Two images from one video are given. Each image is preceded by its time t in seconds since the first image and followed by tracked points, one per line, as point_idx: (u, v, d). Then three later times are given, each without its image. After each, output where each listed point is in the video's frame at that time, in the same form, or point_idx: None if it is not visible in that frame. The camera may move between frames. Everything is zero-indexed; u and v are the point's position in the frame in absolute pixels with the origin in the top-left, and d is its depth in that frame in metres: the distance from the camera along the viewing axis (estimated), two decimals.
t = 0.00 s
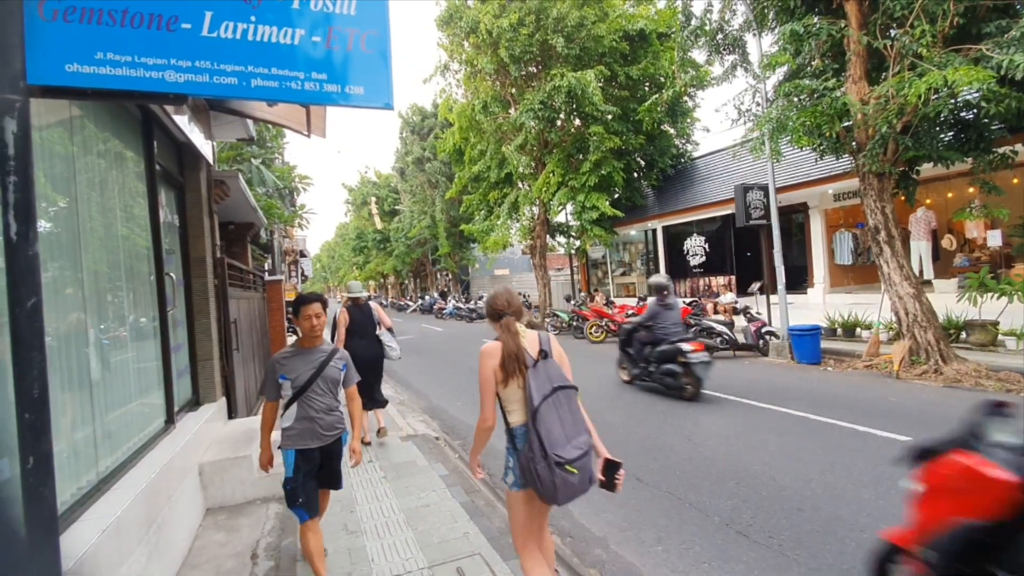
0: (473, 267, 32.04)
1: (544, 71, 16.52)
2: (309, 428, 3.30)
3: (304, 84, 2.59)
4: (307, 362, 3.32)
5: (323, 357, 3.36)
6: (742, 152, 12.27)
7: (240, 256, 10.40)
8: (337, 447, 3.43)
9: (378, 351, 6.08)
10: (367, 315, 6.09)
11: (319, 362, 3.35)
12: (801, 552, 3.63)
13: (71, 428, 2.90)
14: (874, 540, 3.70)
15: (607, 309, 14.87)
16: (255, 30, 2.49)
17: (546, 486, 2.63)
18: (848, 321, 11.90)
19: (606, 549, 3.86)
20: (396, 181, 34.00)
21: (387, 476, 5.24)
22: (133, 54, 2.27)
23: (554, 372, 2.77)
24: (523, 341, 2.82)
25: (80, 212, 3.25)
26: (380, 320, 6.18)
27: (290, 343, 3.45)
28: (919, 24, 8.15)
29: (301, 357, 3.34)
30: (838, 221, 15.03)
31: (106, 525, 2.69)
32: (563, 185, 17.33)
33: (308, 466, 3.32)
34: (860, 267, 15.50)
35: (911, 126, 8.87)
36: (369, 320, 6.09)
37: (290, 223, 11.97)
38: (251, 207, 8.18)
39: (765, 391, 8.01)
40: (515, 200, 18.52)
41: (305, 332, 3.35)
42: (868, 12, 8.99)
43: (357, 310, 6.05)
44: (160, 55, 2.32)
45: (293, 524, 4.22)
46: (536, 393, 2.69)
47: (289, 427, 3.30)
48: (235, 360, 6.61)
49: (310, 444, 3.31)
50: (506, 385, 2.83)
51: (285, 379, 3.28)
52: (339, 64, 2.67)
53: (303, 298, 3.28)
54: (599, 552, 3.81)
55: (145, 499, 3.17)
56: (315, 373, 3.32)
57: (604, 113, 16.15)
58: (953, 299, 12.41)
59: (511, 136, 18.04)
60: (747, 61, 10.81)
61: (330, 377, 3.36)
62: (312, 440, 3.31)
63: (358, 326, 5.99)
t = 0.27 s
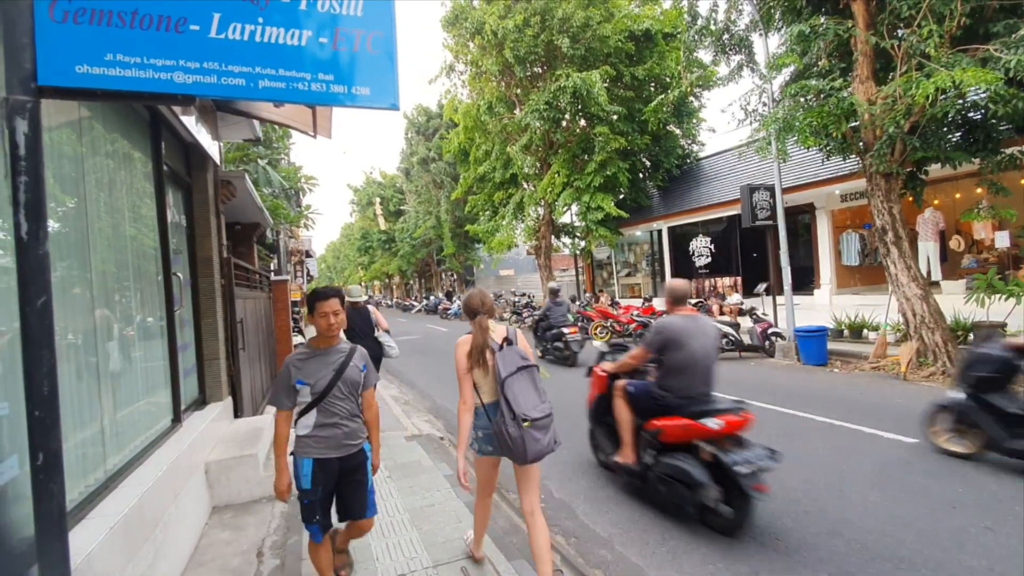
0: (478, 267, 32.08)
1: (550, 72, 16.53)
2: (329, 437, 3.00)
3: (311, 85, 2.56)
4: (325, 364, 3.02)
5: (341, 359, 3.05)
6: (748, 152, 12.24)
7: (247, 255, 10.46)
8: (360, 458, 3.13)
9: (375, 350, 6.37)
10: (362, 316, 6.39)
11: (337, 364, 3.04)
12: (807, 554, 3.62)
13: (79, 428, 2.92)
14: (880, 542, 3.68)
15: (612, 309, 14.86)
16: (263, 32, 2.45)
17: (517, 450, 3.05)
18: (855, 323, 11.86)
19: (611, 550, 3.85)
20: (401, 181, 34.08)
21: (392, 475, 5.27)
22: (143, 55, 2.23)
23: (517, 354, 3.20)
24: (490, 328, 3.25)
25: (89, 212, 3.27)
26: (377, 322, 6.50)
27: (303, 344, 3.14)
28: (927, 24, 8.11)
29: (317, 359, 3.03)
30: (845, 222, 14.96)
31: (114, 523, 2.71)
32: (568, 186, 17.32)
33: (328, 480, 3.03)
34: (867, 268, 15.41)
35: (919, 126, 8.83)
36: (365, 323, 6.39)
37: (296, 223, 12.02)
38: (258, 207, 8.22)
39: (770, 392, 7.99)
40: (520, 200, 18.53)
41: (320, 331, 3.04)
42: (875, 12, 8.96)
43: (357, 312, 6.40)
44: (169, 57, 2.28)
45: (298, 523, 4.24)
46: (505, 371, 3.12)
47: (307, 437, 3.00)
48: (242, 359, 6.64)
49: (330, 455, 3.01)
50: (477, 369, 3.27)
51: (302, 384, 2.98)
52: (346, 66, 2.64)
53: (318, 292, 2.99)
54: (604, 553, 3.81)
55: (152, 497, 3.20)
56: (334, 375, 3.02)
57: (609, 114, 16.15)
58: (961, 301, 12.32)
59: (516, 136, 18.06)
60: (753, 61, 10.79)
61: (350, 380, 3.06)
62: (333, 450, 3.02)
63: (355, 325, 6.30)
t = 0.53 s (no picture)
0: (484, 267, 32.10)
1: (557, 72, 16.52)
2: (359, 461, 2.66)
3: (320, 86, 2.56)
4: (361, 378, 2.64)
5: (378, 374, 2.68)
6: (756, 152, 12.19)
7: (255, 256, 10.52)
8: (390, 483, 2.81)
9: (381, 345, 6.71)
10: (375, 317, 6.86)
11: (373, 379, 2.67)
12: (816, 556, 3.60)
13: (91, 426, 2.95)
14: (891, 545, 3.66)
15: (618, 310, 14.85)
16: (272, 33, 2.45)
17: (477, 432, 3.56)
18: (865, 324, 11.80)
19: (619, 551, 3.85)
20: (408, 182, 34.16)
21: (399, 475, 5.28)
22: (154, 57, 2.24)
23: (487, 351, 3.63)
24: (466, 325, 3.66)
25: (100, 213, 3.30)
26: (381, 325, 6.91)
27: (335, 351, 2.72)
28: (938, 23, 8.05)
29: (353, 373, 2.64)
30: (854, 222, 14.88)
31: (125, 520, 2.74)
32: (575, 186, 17.32)
33: (357, 507, 2.73)
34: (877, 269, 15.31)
35: (929, 126, 8.76)
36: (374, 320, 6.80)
37: (304, 224, 12.07)
38: (266, 208, 8.27)
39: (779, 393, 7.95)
40: (527, 200, 18.52)
41: (355, 339, 2.64)
42: (885, 10, 8.90)
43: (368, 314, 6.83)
44: (179, 58, 2.29)
45: (307, 522, 4.26)
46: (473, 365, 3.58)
47: (336, 460, 2.64)
48: (250, 359, 6.69)
49: (360, 479, 2.69)
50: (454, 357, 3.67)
51: (336, 400, 2.58)
52: (354, 66, 2.64)
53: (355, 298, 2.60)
54: (611, 554, 3.81)
55: (163, 495, 3.22)
56: (370, 393, 2.65)
57: (616, 114, 16.12)
58: (972, 302, 12.23)
59: (523, 137, 18.07)
60: (761, 61, 10.73)
61: (384, 397, 2.71)
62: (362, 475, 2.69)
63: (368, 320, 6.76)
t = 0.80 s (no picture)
0: (492, 268, 32.12)
1: (565, 72, 16.52)
2: (402, 466, 2.44)
3: (329, 87, 2.57)
4: (406, 372, 2.45)
5: (424, 370, 2.48)
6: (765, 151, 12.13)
7: (265, 256, 10.59)
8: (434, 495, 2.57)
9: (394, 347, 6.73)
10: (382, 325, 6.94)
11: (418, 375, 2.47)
12: (827, 559, 3.57)
13: (103, 425, 2.98)
14: (903, 547, 3.64)
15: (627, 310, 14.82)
16: (283, 35, 2.47)
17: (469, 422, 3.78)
18: (876, 325, 11.74)
19: (627, 552, 3.84)
20: (416, 183, 34.26)
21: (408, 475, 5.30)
22: (167, 60, 2.26)
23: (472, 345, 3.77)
24: (451, 324, 3.70)
25: (113, 214, 3.33)
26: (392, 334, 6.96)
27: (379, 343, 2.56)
28: (950, 21, 7.98)
29: (397, 366, 2.45)
30: (866, 222, 14.78)
31: (137, 518, 2.77)
32: (583, 186, 17.28)
33: (402, 521, 2.47)
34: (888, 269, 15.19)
35: (942, 124, 8.68)
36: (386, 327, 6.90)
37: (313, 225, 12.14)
38: (276, 209, 8.32)
39: (789, 394, 7.91)
40: (535, 201, 18.51)
41: (402, 329, 2.46)
42: (897, 8, 8.83)
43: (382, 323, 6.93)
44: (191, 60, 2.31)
45: (316, 521, 4.29)
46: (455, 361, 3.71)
47: (377, 462, 2.43)
48: (260, 359, 6.73)
49: (405, 489, 2.46)
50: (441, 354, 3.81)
51: (378, 393, 2.40)
52: (363, 68, 2.65)
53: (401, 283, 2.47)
54: (620, 555, 3.80)
55: (174, 494, 3.26)
56: (415, 389, 2.44)
57: (624, 113, 16.08)
58: (985, 302, 12.11)
59: (531, 137, 18.08)
60: (770, 59, 10.68)
61: (431, 397, 2.50)
62: (404, 483, 2.46)
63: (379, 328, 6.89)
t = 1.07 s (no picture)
0: (499, 268, 32.15)
1: (572, 72, 16.51)
2: (455, 510, 2.06)
3: (337, 88, 2.58)
4: (456, 400, 2.06)
5: (477, 395, 2.09)
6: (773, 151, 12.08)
7: (273, 257, 10.65)
8: (494, 539, 2.20)
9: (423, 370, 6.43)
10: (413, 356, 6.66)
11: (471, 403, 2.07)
12: (837, 561, 3.55)
13: (114, 424, 3.01)
14: (914, 550, 3.61)
15: (634, 311, 14.79)
16: (291, 37, 2.48)
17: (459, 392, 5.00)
18: (887, 325, 11.67)
19: (634, 553, 3.84)
20: (423, 183, 34.34)
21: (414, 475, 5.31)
22: (176, 61, 2.28)
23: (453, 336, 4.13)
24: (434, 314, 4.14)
25: (123, 215, 3.36)
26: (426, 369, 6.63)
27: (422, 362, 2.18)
28: (960, 19, 7.91)
29: (443, 391, 2.07)
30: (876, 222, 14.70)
31: (147, 516, 2.79)
32: (590, 187, 17.27)
33: (460, 573, 2.11)
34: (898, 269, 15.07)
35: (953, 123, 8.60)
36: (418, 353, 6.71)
37: (321, 225, 12.20)
38: (284, 209, 8.36)
39: (798, 395, 7.87)
40: (541, 201, 18.51)
41: (449, 348, 2.07)
42: (907, 6, 8.77)
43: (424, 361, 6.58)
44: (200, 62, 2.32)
45: (323, 520, 4.31)
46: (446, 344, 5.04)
47: (426, 505, 2.06)
48: (268, 359, 6.77)
49: (462, 537, 2.08)
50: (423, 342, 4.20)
51: (421, 425, 2.03)
52: (370, 69, 2.66)
53: (448, 293, 2.09)
54: (627, 556, 3.80)
55: (183, 492, 3.28)
56: (467, 418, 2.05)
57: (631, 113, 16.04)
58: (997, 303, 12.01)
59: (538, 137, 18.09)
60: (779, 58, 10.63)
61: (487, 426, 2.10)
62: (460, 530, 2.08)
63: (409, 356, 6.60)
